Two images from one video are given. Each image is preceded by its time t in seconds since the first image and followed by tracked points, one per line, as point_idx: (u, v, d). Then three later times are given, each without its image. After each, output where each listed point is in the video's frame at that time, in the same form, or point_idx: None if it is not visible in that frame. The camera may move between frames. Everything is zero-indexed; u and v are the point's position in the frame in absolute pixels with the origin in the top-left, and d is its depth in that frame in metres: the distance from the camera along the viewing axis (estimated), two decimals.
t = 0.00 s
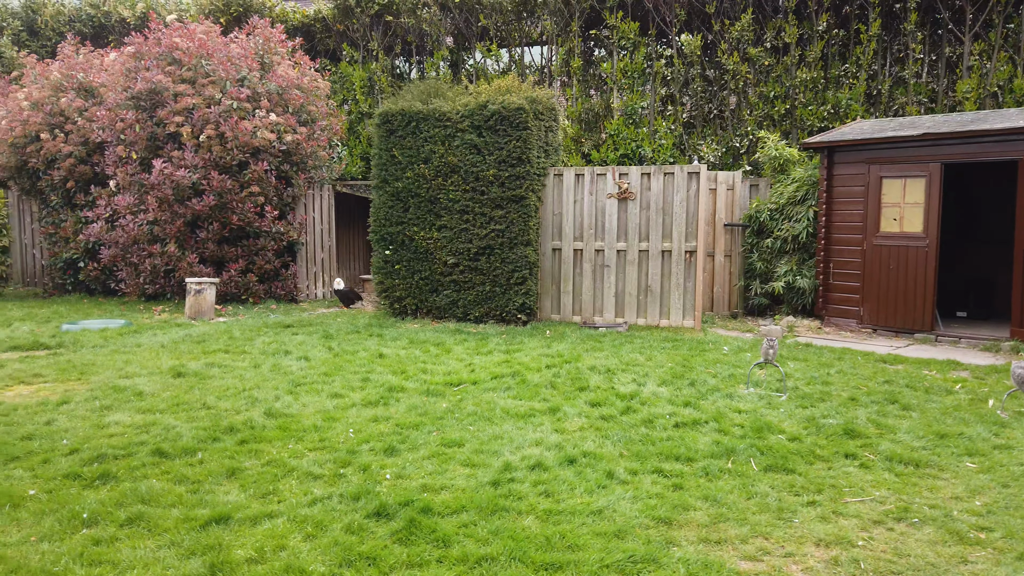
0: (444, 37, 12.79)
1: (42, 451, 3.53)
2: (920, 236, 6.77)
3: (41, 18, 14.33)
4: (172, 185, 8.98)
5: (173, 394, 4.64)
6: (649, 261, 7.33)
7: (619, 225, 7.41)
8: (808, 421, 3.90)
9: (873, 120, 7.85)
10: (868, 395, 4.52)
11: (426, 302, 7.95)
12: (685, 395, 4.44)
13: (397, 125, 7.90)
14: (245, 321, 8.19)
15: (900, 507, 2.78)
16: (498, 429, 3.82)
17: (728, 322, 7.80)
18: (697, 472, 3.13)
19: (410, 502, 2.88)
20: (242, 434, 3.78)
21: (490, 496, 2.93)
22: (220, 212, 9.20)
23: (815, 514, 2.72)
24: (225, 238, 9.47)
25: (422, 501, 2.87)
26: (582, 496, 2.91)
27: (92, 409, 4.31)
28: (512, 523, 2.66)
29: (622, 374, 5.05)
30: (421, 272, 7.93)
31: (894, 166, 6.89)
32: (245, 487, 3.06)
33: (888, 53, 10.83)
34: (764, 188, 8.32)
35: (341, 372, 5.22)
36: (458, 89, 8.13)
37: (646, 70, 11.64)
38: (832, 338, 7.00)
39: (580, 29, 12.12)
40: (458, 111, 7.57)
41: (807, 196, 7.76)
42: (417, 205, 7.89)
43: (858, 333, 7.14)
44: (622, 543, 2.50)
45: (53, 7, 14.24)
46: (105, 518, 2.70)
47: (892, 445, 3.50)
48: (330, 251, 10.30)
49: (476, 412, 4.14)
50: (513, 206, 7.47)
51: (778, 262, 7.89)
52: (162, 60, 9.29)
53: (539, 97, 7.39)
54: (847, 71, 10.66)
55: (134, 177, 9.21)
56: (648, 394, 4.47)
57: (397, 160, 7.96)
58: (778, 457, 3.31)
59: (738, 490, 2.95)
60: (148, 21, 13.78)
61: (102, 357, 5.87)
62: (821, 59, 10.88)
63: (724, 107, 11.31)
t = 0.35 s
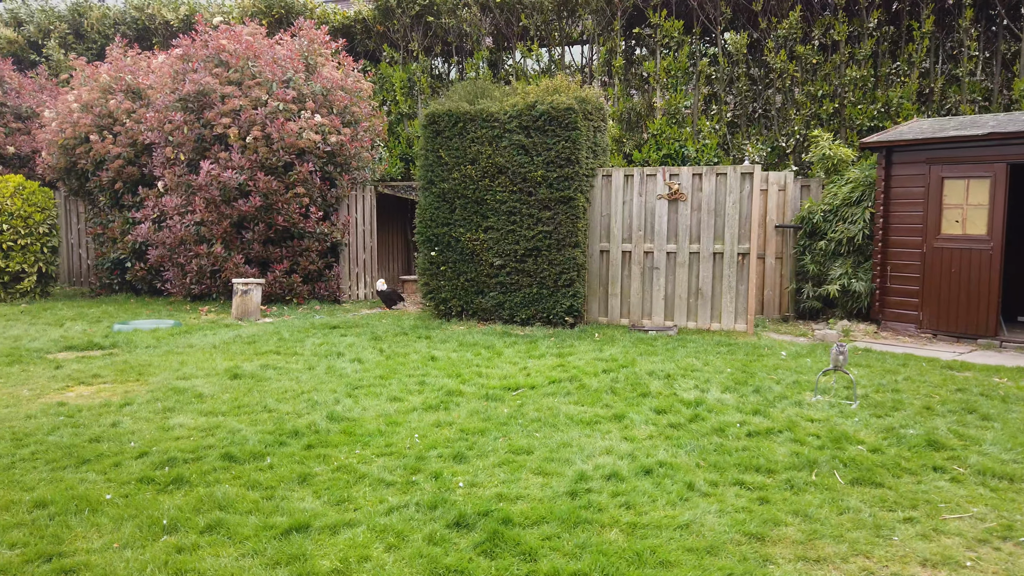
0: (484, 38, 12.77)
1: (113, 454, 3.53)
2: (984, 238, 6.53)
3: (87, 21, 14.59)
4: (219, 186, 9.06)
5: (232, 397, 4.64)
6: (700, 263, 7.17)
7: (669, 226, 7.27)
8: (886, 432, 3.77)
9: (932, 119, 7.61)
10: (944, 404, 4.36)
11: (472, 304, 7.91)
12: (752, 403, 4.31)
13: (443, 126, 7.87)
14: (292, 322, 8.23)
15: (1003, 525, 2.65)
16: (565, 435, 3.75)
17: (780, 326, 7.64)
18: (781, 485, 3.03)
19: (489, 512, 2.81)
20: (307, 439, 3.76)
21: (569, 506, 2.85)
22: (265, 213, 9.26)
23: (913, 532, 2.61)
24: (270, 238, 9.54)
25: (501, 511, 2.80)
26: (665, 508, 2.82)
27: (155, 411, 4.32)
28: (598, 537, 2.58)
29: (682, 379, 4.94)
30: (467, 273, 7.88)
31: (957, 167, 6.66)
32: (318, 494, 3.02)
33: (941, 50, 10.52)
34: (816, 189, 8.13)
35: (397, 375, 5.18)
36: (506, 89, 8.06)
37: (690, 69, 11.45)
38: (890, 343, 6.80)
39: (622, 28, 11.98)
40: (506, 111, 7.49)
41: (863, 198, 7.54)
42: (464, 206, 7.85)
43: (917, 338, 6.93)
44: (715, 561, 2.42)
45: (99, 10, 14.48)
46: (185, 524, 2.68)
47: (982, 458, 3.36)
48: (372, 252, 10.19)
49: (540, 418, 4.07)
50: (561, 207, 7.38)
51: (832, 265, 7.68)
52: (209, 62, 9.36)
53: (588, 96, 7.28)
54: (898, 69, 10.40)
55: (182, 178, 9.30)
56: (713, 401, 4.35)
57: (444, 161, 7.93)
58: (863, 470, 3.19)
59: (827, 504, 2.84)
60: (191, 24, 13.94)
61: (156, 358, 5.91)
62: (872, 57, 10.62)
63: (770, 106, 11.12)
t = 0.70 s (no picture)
0: (509, 41, 12.67)
1: (163, 468, 3.48)
2: None
3: (113, 27, 14.67)
4: (249, 192, 9.04)
5: (274, 408, 4.58)
6: (739, 270, 7.05)
7: (706, 233, 7.15)
8: (954, 449, 3.64)
9: (974, 123, 7.44)
10: (1007, 419, 4.23)
11: (504, 311, 7.82)
12: (808, 417, 4.20)
13: (475, 131, 7.78)
14: (322, 329, 8.18)
15: None
16: (622, 451, 3.65)
17: (818, 334, 7.51)
18: (856, 507, 2.92)
19: (557, 534, 2.72)
20: (357, 453, 3.68)
21: (639, 528, 2.76)
22: (295, 218, 9.23)
23: (1006, 560, 2.50)
24: (299, 244, 9.52)
25: (570, 534, 2.71)
26: (739, 532, 2.72)
27: (199, 422, 4.27)
28: (675, 563, 2.49)
29: (731, 391, 4.84)
30: (499, 280, 7.80)
31: (1004, 173, 6.49)
32: (377, 513, 2.95)
33: (977, 52, 10.32)
34: (853, 195, 8.03)
35: (438, 385, 5.10)
36: (538, 94, 7.98)
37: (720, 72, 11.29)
38: (935, 352, 6.65)
39: (650, 31, 11.86)
40: (540, 116, 7.41)
41: (904, 203, 7.40)
42: (496, 213, 7.76)
43: (962, 347, 6.77)
44: None
45: (124, 15, 14.56)
46: (247, 545, 2.62)
47: None
48: (399, 258, 10.25)
49: (592, 432, 3.98)
50: (596, 213, 7.28)
51: (872, 272, 7.54)
52: (238, 68, 9.37)
53: (623, 101, 7.18)
54: (933, 72, 10.22)
55: (211, 184, 9.30)
56: (768, 415, 4.24)
57: (476, 167, 7.85)
58: (939, 491, 3.07)
59: (909, 529, 2.73)
60: (216, 29, 13.99)
61: (193, 367, 5.88)
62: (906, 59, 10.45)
63: (800, 110, 10.98)
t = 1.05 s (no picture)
0: (527, 47, 12.64)
1: (211, 477, 3.43)
2: None
3: (131, 33, 14.71)
4: (272, 198, 9.03)
5: (313, 415, 4.54)
6: (770, 276, 6.98)
7: (737, 238, 7.08)
8: (1015, 459, 3.56)
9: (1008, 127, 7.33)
10: None
11: (531, 317, 7.76)
12: (859, 426, 4.12)
13: (502, 136, 7.74)
14: (347, 336, 8.14)
15: None
16: (675, 460, 3.59)
17: (850, 341, 7.43)
18: (927, 520, 2.85)
19: (625, 547, 2.67)
20: (405, 462, 3.63)
21: (708, 541, 2.70)
22: (318, 224, 9.22)
23: None
24: (322, 250, 9.51)
25: (638, 547, 2.65)
26: (811, 545, 2.66)
27: (240, 430, 4.23)
28: None
29: (774, 399, 4.76)
30: (526, 286, 7.74)
31: None
32: (436, 524, 2.89)
33: (1003, 56, 10.23)
34: (882, 201, 7.95)
35: (475, 393, 5.04)
36: (565, 99, 7.93)
37: (743, 76, 11.20)
38: (971, 359, 6.55)
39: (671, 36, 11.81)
40: (568, 121, 7.36)
41: (936, 209, 7.31)
42: (522, 218, 7.71)
43: (998, 355, 6.67)
44: None
45: (142, 21, 14.59)
46: (310, 557, 2.57)
47: None
48: (419, 263, 10.27)
49: (641, 441, 3.91)
50: (625, 218, 7.21)
51: (904, 278, 7.47)
52: (261, 74, 9.40)
53: (653, 106, 7.13)
54: (959, 77, 10.14)
55: (235, 189, 9.29)
56: (817, 424, 4.16)
57: (502, 172, 7.80)
58: (1010, 504, 2.99)
59: (987, 542, 2.66)
60: (234, 35, 14.02)
61: (224, 373, 5.84)
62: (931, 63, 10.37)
63: (823, 115, 10.92)
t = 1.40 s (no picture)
0: (544, 52, 12.59)
1: (256, 489, 3.38)
2: None
3: (146, 38, 14.72)
4: (293, 204, 9.01)
5: (349, 425, 4.48)
6: (799, 284, 6.91)
7: (765, 246, 7.01)
8: None
9: None
10: None
11: (555, 325, 7.70)
12: (907, 439, 4.05)
13: (526, 142, 7.69)
14: (369, 343, 8.09)
15: None
16: (727, 474, 3.52)
17: (879, 349, 7.36)
18: (998, 538, 2.79)
19: (690, 565, 2.61)
20: (450, 474, 3.57)
21: (775, 560, 2.64)
22: (338, 230, 9.20)
23: None
24: (342, 256, 9.47)
25: (705, 566, 2.60)
26: (882, 565, 2.59)
27: (277, 440, 4.18)
28: None
29: (815, 410, 4.69)
30: (550, 293, 7.68)
31: None
32: (493, 540, 2.84)
33: None
34: (909, 208, 7.87)
35: (510, 402, 4.98)
36: (590, 105, 7.88)
37: (763, 82, 11.16)
38: (1004, 368, 6.46)
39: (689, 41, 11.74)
40: (594, 127, 7.30)
41: (967, 216, 7.23)
42: (547, 225, 7.65)
43: None
44: None
45: (158, 27, 14.61)
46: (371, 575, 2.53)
47: None
48: (437, 269, 10.36)
49: (689, 453, 3.84)
50: (652, 225, 7.14)
51: (934, 286, 7.39)
52: (281, 80, 9.36)
53: (680, 112, 7.06)
54: (982, 83, 10.07)
55: (255, 196, 9.25)
56: (864, 436, 4.09)
57: (526, 178, 7.74)
58: None
59: None
60: (249, 41, 14.03)
61: (252, 382, 5.78)
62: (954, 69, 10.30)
63: (843, 121, 10.87)
